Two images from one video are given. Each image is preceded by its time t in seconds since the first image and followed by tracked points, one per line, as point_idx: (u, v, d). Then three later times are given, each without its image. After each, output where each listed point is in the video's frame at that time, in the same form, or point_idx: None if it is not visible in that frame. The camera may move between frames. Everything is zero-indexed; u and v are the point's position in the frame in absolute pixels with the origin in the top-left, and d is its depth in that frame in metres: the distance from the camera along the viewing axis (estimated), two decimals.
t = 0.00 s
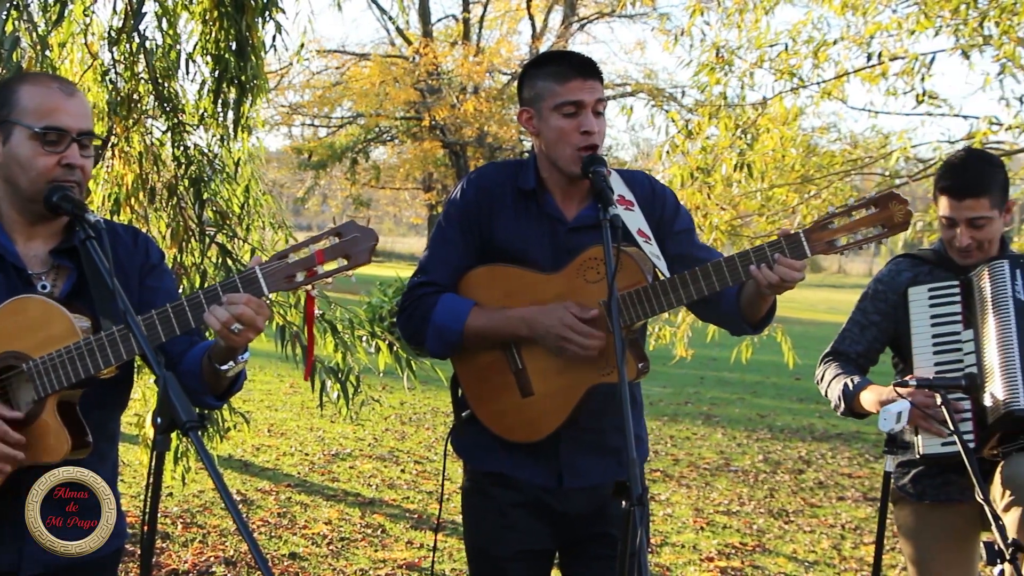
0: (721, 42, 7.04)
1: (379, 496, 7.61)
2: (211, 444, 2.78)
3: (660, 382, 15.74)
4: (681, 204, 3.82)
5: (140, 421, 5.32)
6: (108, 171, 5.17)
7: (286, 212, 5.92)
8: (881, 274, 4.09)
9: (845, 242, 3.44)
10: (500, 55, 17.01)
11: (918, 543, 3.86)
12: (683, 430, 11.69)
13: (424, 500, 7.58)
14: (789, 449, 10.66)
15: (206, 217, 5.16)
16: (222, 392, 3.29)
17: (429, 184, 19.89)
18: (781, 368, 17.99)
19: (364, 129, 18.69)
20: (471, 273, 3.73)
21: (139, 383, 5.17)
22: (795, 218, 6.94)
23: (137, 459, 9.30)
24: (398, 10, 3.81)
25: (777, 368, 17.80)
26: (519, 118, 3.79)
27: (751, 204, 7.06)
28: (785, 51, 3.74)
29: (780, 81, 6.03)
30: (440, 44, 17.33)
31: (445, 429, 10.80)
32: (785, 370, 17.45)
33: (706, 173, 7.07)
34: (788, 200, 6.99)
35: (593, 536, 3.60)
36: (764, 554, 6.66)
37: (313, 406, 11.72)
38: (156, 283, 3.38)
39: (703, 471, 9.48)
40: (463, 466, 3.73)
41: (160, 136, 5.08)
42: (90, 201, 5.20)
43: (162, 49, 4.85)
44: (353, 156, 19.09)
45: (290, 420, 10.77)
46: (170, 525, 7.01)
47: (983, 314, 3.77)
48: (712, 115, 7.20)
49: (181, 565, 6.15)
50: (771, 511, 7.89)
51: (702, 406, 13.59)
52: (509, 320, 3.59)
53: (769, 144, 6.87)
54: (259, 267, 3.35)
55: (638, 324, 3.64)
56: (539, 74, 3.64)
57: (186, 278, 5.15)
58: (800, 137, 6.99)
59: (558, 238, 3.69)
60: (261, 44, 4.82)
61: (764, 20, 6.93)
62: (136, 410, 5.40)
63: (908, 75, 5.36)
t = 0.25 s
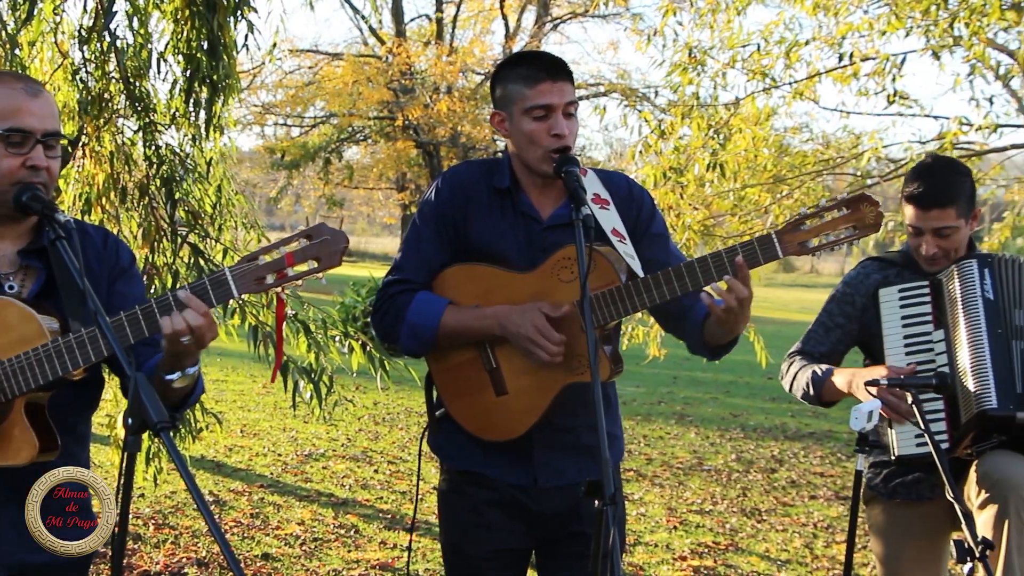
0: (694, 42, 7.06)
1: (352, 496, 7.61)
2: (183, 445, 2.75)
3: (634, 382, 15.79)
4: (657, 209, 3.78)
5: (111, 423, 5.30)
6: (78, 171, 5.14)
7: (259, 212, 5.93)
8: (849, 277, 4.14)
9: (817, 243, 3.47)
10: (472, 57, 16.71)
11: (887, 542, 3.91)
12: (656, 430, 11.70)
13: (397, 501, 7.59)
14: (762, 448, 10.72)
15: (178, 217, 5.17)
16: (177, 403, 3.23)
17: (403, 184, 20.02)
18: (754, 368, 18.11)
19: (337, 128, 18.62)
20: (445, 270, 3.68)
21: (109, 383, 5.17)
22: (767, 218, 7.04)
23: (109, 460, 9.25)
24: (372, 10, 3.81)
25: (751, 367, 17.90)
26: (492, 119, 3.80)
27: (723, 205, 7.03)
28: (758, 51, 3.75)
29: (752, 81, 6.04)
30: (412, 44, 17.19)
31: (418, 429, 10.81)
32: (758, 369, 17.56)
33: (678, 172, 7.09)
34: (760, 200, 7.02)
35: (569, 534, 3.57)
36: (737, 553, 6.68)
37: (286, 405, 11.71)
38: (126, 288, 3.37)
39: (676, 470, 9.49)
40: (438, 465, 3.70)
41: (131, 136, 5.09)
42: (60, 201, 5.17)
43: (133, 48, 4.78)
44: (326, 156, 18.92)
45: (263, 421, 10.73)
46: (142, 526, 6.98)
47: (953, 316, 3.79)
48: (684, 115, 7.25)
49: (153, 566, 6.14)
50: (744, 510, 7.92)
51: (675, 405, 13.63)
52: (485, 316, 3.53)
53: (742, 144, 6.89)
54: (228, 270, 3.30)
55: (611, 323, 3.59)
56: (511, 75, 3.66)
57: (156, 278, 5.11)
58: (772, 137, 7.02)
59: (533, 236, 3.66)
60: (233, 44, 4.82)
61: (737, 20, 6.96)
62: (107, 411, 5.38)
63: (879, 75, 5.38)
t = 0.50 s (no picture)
0: (664, 42, 7.08)
1: (322, 496, 7.60)
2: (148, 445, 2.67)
3: (606, 381, 15.85)
4: (629, 211, 3.69)
5: (79, 424, 5.27)
6: (45, 170, 5.12)
7: (229, 211, 5.91)
8: (813, 288, 4.17)
9: (789, 250, 3.45)
10: (445, 55, 16.86)
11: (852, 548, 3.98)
12: (627, 429, 11.72)
13: (367, 500, 7.58)
14: (732, 447, 10.78)
15: (146, 217, 5.12)
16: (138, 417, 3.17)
17: (375, 184, 19.95)
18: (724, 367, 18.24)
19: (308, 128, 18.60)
20: (417, 270, 3.61)
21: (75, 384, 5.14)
22: (737, 217, 7.15)
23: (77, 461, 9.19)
24: (341, 10, 3.80)
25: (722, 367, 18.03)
26: (465, 119, 3.71)
27: (694, 203, 7.15)
28: (727, 52, 3.76)
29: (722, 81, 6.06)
30: (383, 43, 17.14)
31: (389, 428, 10.81)
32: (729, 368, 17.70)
33: (649, 172, 7.10)
34: (730, 199, 7.11)
35: (539, 534, 3.54)
36: (706, 551, 6.71)
37: (256, 405, 11.67)
38: (92, 290, 3.34)
39: (647, 469, 9.51)
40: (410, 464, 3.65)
41: (99, 135, 5.08)
42: (26, 200, 5.15)
43: (101, 46, 4.81)
44: (296, 156, 18.63)
45: (234, 421, 10.69)
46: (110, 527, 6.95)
47: (919, 333, 3.90)
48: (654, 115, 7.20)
49: (121, 568, 6.11)
50: (714, 509, 7.96)
51: (646, 405, 13.67)
52: (452, 312, 3.50)
53: (712, 144, 6.87)
54: (199, 262, 3.31)
55: (583, 325, 3.54)
56: (483, 75, 3.58)
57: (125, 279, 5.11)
58: (741, 137, 7.05)
59: (506, 237, 3.57)
60: (201, 43, 4.86)
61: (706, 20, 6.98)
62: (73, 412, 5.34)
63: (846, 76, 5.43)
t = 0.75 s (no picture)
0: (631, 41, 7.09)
1: (289, 495, 7.59)
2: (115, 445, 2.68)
3: (573, 378, 15.91)
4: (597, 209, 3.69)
5: (42, 424, 5.24)
6: (8, 168, 5.09)
7: (194, 210, 5.90)
8: (775, 297, 4.17)
9: (752, 245, 3.49)
10: (413, 52, 16.81)
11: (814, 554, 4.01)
12: (595, 427, 11.73)
13: (335, 499, 7.58)
14: (699, 445, 10.87)
15: (111, 215, 5.17)
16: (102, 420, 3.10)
17: (342, 182, 19.82)
18: (691, 365, 18.43)
19: (274, 126, 18.45)
20: (384, 269, 3.60)
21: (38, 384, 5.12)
22: (704, 216, 7.12)
23: (41, 461, 9.11)
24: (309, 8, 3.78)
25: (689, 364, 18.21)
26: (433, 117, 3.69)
27: (661, 203, 7.11)
28: (695, 51, 3.76)
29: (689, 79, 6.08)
30: (351, 41, 17.06)
31: (357, 427, 10.82)
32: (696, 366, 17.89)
33: (616, 171, 7.12)
34: (698, 197, 7.14)
35: (507, 533, 3.49)
36: (674, 548, 6.76)
37: (223, 405, 11.62)
38: (60, 289, 3.25)
39: (615, 467, 9.53)
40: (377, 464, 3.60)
41: (64, 133, 5.08)
42: None
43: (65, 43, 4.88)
44: (263, 154, 18.93)
45: (200, 420, 10.64)
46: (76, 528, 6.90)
47: (884, 346, 3.90)
48: (622, 113, 7.26)
49: (86, 568, 6.09)
50: (682, 506, 8.02)
51: (613, 402, 13.72)
52: (419, 314, 3.48)
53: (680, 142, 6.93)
54: (164, 266, 3.33)
55: (550, 322, 3.54)
56: (450, 75, 3.57)
57: (90, 276, 5.14)
58: (709, 135, 7.06)
59: (473, 236, 3.56)
60: (167, 40, 4.88)
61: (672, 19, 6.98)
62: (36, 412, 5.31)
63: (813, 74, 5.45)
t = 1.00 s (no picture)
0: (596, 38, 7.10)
1: (255, 494, 7.60)
2: (77, 445, 2.66)
3: (538, 375, 16.01)
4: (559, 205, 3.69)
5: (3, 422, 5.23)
6: None
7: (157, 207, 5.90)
8: (736, 296, 4.19)
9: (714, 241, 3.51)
10: (377, 50, 16.89)
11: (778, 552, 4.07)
12: (562, 424, 11.77)
13: (301, 497, 7.60)
14: (664, 441, 11.00)
15: (74, 212, 5.16)
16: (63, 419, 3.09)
17: (306, 179, 19.55)
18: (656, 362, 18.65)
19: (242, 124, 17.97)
20: (348, 266, 3.59)
21: None
22: (670, 213, 7.20)
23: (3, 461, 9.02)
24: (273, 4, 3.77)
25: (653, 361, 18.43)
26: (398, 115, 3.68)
27: (627, 199, 7.18)
28: (659, 48, 3.77)
29: (654, 77, 6.10)
30: (315, 38, 17.03)
31: (322, 425, 10.84)
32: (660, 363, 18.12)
33: (581, 168, 7.14)
34: (663, 195, 7.19)
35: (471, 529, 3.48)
36: (639, 545, 6.82)
37: (187, 402, 11.58)
38: (21, 286, 3.22)
39: (580, 464, 9.56)
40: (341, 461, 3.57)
41: (25, 129, 5.05)
42: None
43: (27, 40, 4.84)
44: (228, 152, 18.08)
45: (164, 418, 10.59)
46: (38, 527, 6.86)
47: (851, 346, 3.89)
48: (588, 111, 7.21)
49: (49, 568, 6.06)
50: (646, 503, 8.11)
51: (579, 399, 13.81)
52: (384, 303, 3.47)
53: (644, 140, 6.99)
54: (130, 266, 3.43)
55: (513, 318, 3.55)
56: (415, 71, 3.57)
57: (53, 275, 5.10)
58: (674, 133, 7.11)
59: (437, 233, 3.56)
60: (128, 37, 4.99)
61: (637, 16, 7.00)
62: None
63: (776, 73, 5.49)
